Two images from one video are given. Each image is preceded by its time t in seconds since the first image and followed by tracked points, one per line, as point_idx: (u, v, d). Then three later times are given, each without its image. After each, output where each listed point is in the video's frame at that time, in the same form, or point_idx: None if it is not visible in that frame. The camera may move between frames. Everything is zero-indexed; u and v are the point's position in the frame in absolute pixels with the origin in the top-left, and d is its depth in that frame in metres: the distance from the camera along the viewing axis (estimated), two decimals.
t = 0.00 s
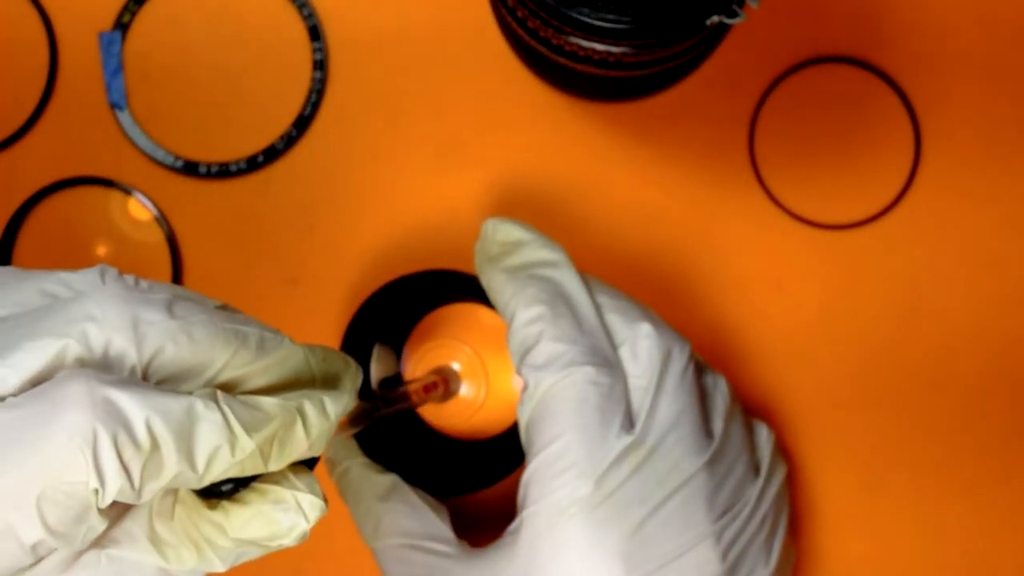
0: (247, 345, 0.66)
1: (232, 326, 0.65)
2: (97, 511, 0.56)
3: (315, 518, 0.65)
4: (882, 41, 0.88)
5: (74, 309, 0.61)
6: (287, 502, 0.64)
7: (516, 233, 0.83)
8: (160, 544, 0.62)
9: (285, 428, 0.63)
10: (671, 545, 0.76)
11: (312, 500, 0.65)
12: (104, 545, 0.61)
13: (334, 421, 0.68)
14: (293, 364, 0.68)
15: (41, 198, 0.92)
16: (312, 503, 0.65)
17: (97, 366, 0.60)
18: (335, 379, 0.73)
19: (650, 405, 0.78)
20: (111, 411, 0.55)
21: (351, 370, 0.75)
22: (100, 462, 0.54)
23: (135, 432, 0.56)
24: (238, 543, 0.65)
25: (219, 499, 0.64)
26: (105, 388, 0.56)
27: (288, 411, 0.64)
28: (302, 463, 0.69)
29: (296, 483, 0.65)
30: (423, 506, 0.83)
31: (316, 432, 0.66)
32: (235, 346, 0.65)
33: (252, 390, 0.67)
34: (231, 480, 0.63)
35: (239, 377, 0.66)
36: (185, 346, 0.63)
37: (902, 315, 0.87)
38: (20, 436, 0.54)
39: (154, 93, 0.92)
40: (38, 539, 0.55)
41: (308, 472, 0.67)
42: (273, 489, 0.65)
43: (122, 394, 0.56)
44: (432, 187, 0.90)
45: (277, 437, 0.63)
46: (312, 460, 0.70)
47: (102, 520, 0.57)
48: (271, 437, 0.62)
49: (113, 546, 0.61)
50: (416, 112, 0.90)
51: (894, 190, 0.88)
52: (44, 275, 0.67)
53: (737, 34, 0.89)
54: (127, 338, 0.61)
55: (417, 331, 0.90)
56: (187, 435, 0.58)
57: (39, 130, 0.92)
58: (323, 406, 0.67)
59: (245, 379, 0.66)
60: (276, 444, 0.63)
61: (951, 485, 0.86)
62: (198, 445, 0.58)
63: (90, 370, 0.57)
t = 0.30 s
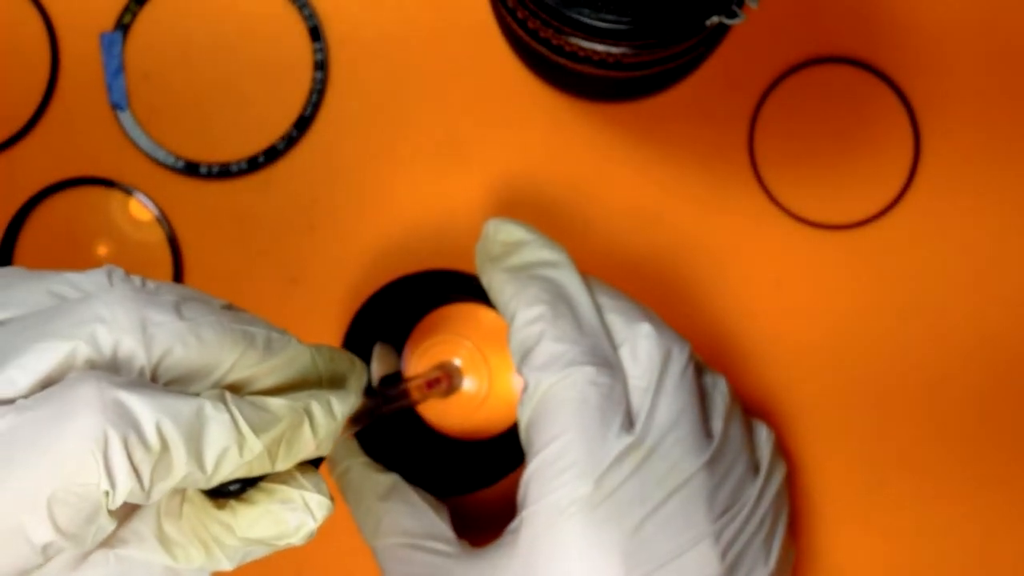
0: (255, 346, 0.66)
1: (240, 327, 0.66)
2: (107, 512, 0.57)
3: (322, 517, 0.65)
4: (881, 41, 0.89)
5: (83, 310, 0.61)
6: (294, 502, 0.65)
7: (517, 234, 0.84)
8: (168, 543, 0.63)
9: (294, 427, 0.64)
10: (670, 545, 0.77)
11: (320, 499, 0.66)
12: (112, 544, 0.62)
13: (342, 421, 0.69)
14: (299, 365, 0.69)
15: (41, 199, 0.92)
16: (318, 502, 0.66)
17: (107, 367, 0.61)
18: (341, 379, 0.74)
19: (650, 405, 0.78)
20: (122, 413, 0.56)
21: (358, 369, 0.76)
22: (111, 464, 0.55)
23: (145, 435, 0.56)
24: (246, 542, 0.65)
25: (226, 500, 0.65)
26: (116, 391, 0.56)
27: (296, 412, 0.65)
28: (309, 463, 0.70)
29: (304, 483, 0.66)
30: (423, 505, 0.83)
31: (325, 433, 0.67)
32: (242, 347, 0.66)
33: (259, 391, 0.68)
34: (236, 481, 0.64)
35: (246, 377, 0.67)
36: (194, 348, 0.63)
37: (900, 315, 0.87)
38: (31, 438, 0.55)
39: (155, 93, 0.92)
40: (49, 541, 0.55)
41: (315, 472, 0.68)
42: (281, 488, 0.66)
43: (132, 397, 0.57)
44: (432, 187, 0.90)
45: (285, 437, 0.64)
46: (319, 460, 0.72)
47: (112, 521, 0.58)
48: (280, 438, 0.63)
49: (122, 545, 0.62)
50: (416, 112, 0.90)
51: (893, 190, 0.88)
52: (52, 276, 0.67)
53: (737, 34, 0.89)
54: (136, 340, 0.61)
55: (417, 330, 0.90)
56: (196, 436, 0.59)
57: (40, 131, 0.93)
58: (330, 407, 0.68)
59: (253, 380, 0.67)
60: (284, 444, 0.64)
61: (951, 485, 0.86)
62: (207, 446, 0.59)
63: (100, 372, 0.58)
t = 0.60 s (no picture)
0: (262, 349, 0.66)
1: (248, 330, 0.66)
2: (114, 515, 0.57)
3: (329, 520, 0.66)
4: (881, 41, 0.88)
5: (91, 314, 0.61)
6: (300, 505, 0.66)
7: (519, 237, 0.83)
8: (174, 547, 0.63)
9: (300, 431, 0.65)
10: (669, 550, 0.77)
11: (326, 501, 0.66)
12: (118, 547, 0.62)
13: (347, 425, 0.69)
14: (305, 368, 0.69)
15: (41, 199, 0.92)
16: (325, 504, 0.66)
17: (115, 370, 0.61)
18: (347, 382, 0.74)
19: (649, 410, 0.78)
20: (130, 416, 0.56)
21: (364, 374, 0.76)
22: (120, 466, 0.55)
23: (153, 438, 0.56)
24: (253, 544, 0.66)
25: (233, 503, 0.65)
26: (124, 394, 0.56)
27: (303, 415, 0.65)
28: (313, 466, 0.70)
29: (310, 485, 0.67)
30: (423, 507, 0.83)
31: (331, 437, 0.67)
32: (250, 350, 0.65)
33: (266, 394, 0.67)
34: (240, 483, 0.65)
35: (254, 380, 0.66)
36: (202, 350, 0.63)
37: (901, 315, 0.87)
38: (39, 440, 0.55)
39: (154, 93, 0.92)
40: (56, 544, 0.55)
41: (320, 474, 0.69)
42: (287, 490, 0.66)
43: (142, 400, 0.57)
44: (432, 187, 0.90)
45: (292, 440, 0.64)
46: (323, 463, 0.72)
47: (119, 524, 0.57)
48: (287, 440, 0.63)
49: (128, 548, 0.62)
50: (416, 112, 0.90)
51: (893, 190, 0.88)
52: (58, 279, 0.67)
53: (737, 33, 0.89)
54: (144, 342, 0.61)
55: (417, 331, 0.90)
56: (204, 439, 0.59)
57: (39, 130, 0.92)
58: (337, 411, 0.68)
59: (259, 383, 0.67)
60: (291, 446, 0.64)
61: (951, 484, 0.86)
62: (215, 448, 0.59)
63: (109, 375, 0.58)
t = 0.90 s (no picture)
0: (269, 337, 0.66)
1: (254, 318, 0.66)
2: (119, 499, 0.57)
3: (333, 505, 0.67)
4: (881, 41, 0.88)
5: (99, 300, 0.61)
6: (304, 490, 0.67)
7: (525, 239, 0.83)
8: (179, 535, 0.64)
9: (304, 418, 0.65)
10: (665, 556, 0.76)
11: (327, 486, 0.67)
12: (122, 534, 0.63)
13: (351, 412, 0.69)
14: (310, 357, 0.70)
15: (41, 199, 0.92)
16: (328, 489, 0.67)
17: (123, 356, 0.61)
18: (351, 372, 0.75)
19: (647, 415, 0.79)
20: (137, 399, 0.56)
21: (365, 364, 0.77)
22: (127, 449, 0.55)
23: (160, 421, 0.57)
24: (257, 530, 0.67)
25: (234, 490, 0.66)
26: (132, 378, 0.57)
27: (307, 402, 0.65)
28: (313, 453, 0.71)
29: (311, 470, 0.68)
30: (424, 508, 0.83)
31: (335, 424, 0.67)
32: (257, 337, 0.66)
33: (271, 381, 0.68)
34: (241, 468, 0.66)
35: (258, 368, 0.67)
36: (210, 338, 0.63)
37: (900, 315, 0.87)
38: (47, 423, 0.55)
39: (154, 93, 0.92)
40: (61, 528, 0.55)
41: (322, 460, 0.70)
42: (290, 476, 0.67)
43: (149, 384, 0.57)
44: (432, 187, 0.90)
45: (296, 427, 0.64)
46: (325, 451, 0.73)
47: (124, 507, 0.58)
48: (291, 425, 0.64)
49: (132, 535, 0.63)
50: (416, 112, 0.90)
51: (893, 190, 0.88)
52: (65, 265, 0.68)
53: (736, 34, 0.89)
54: (152, 329, 0.61)
55: (419, 332, 0.90)
56: (210, 424, 0.59)
57: (39, 130, 0.92)
58: (341, 399, 0.68)
59: (264, 370, 0.67)
60: (293, 431, 0.64)
61: (951, 484, 0.86)
62: (221, 434, 0.59)
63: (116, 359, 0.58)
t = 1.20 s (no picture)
0: (285, 369, 0.66)
1: (271, 349, 0.66)
2: (139, 534, 0.57)
3: (346, 534, 0.68)
4: (881, 41, 0.88)
5: (117, 334, 0.61)
6: (319, 519, 0.68)
7: (526, 240, 0.83)
8: (192, 560, 0.63)
9: (321, 449, 0.65)
10: (663, 558, 0.77)
11: (343, 516, 0.68)
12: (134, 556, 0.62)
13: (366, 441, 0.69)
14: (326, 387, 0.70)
15: (41, 198, 0.92)
16: (342, 519, 0.68)
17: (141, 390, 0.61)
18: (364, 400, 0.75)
19: (646, 417, 0.79)
20: (161, 435, 0.56)
21: (379, 389, 0.78)
22: (149, 486, 0.56)
23: (182, 456, 0.57)
24: (268, 559, 0.67)
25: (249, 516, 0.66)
26: (154, 412, 0.57)
27: (324, 432, 0.66)
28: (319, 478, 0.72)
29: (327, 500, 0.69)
30: (425, 509, 0.83)
31: (350, 455, 0.67)
32: (274, 370, 0.65)
33: (289, 412, 0.68)
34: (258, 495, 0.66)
35: (276, 400, 0.67)
36: (229, 371, 0.63)
37: (900, 316, 0.87)
38: (68, 457, 0.55)
39: (154, 93, 0.92)
40: (82, 560, 0.56)
41: (336, 489, 0.70)
42: (305, 505, 0.68)
43: (171, 419, 0.57)
44: (432, 187, 0.90)
45: (313, 456, 0.64)
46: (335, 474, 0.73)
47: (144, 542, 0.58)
48: (309, 455, 0.64)
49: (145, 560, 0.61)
50: (415, 112, 0.90)
51: (892, 191, 0.88)
52: (78, 289, 0.68)
53: (736, 33, 0.89)
54: (171, 363, 0.61)
55: (420, 333, 0.90)
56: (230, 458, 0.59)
57: (39, 130, 0.92)
58: (356, 428, 0.68)
59: (281, 403, 0.67)
60: (310, 463, 0.64)
61: (951, 484, 0.86)
62: (240, 467, 0.60)
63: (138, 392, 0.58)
